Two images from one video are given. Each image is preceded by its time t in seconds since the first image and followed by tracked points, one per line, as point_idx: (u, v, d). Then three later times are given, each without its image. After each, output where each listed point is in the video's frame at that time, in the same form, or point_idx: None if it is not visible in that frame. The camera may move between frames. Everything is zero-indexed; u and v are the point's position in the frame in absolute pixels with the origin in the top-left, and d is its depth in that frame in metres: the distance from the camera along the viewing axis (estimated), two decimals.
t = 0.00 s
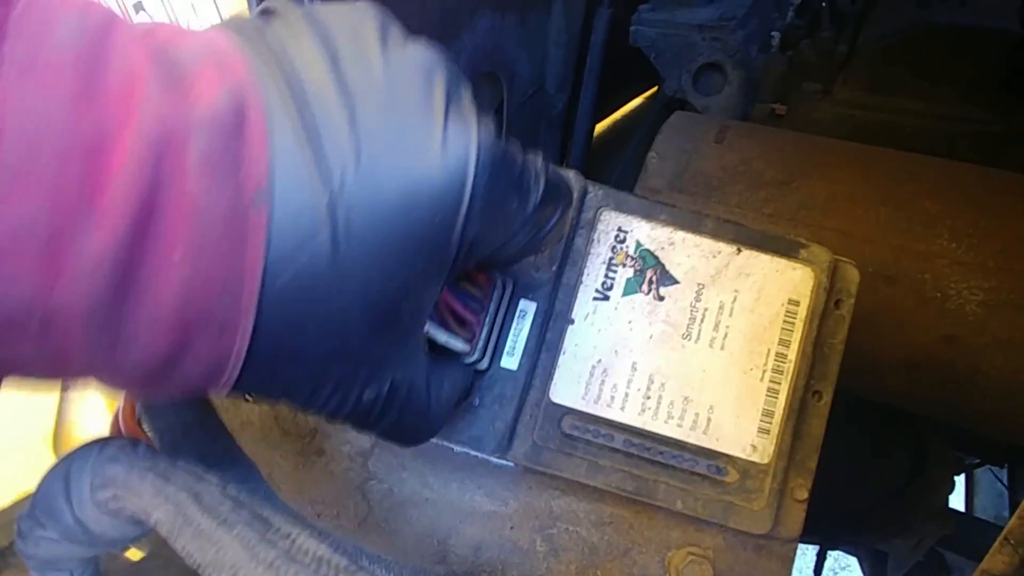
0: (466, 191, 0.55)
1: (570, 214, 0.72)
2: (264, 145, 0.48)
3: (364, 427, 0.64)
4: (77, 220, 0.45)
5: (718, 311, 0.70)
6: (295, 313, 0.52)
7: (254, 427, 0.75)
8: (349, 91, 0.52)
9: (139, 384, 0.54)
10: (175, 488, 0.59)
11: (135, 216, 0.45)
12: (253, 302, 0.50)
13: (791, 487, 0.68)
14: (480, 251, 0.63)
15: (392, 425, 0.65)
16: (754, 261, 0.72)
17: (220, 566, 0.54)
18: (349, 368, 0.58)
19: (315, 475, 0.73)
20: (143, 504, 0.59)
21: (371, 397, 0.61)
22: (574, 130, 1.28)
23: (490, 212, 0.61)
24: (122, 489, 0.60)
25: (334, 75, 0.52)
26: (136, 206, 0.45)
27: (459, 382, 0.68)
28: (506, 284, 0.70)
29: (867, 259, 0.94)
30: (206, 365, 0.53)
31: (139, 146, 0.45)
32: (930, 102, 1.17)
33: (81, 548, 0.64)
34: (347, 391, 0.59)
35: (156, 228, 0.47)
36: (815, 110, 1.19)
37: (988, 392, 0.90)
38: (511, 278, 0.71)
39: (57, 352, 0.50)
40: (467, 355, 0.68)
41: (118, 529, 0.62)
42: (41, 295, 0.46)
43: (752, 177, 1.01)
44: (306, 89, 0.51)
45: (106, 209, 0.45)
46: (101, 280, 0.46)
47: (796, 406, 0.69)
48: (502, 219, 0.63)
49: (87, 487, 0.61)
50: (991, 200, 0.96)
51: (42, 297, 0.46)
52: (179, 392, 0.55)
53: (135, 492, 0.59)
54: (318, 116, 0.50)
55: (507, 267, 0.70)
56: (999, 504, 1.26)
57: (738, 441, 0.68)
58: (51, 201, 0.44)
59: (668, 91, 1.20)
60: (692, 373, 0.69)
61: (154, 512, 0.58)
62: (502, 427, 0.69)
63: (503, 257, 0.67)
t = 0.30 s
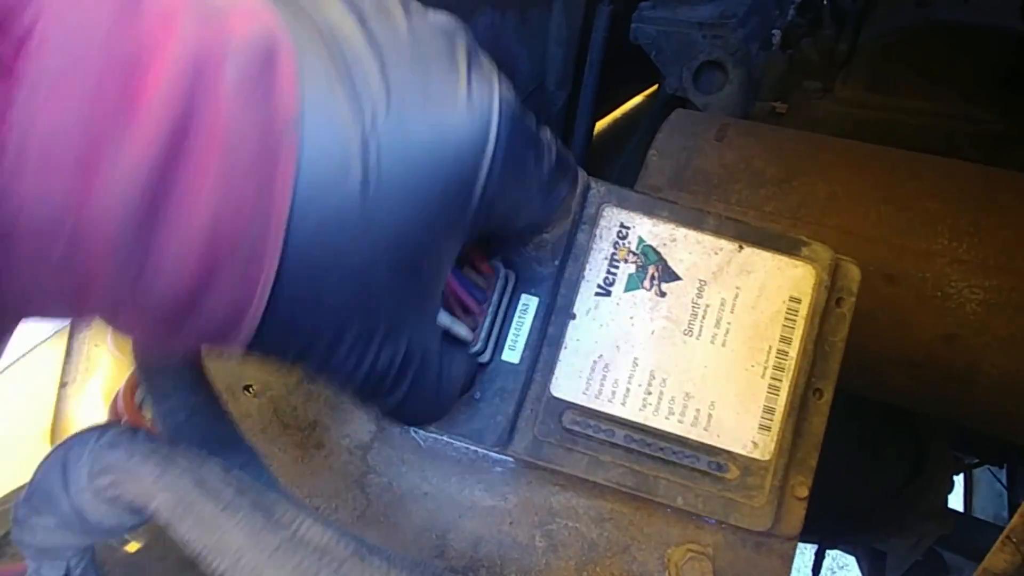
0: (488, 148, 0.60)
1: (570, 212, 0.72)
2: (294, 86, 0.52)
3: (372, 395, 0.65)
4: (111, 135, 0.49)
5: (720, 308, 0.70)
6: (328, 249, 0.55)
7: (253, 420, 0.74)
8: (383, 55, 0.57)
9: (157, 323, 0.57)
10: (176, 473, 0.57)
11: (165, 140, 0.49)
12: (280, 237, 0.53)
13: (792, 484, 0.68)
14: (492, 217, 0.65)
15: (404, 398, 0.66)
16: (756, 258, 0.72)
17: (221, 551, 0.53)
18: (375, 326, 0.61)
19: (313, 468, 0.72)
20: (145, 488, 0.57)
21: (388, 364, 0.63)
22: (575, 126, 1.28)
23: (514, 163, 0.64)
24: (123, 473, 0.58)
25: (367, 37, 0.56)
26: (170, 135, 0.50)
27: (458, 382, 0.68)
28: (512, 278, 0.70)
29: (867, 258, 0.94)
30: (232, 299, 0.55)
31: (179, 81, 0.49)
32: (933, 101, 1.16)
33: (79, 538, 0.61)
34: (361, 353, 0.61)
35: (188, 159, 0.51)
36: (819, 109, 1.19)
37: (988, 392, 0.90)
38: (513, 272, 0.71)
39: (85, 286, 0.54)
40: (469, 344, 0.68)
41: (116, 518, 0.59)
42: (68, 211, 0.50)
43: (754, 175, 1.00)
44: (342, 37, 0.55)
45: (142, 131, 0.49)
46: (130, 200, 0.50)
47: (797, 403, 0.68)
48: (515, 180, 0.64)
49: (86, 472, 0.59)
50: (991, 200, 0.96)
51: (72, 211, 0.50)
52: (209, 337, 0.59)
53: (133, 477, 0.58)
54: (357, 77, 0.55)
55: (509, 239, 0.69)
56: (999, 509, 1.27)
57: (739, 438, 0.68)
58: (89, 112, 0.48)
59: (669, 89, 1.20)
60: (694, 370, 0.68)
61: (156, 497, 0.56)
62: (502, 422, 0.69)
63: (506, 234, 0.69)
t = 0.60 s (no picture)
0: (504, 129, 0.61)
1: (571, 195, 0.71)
2: (319, 56, 0.54)
3: (379, 365, 0.65)
4: (138, 94, 0.49)
5: (720, 304, 0.70)
6: (345, 213, 0.56)
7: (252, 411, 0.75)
8: (403, 23, 0.60)
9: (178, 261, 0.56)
10: (180, 456, 0.57)
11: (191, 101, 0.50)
12: (303, 178, 0.54)
13: (791, 482, 0.67)
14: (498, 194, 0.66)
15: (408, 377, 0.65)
16: (756, 255, 0.71)
17: (231, 534, 0.53)
18: (384, 290, 0.61)
19: (312, 464, 0.72)
20: (147, 473, 0.56)
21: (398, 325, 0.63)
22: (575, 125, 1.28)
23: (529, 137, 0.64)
24: (123, 458, 0.57)
25: (392, 14, 0.59)
26: (194, 93, 0.51)
27: (460, 367, 0.67)
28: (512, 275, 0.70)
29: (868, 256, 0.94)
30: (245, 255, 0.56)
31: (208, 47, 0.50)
32: (934, 100, 1.16)
33: (77, 525, 0.60)
34: (374, 312, 0.61)
35: (209, 121, 0.52)
36: (818, 109, 1.20)
37: (987, 390, 0.90)
38: (512, 266, 0.71)
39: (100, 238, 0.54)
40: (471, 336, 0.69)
41: (116, 504, 0.59)
42: (85, 177, 0.51)
43: (753, 174, 1.00)
44: (369, 20, 0.58)
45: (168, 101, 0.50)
46: (157, 134, 0.50)
47: (797, 401, 0.68)
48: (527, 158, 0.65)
49: (85, 458, 0.58)
50: (989, 199, 0.96)
51: (93, 175, 0.51)
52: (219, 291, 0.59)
53: (134, 461, 0.57)
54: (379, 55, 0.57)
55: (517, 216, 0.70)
56: (997, 505, 1.26)
57: (739, 435, 0.67)
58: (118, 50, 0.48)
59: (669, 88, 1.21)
60: (693, 366, 0.68)
61: (158, 481, 0.56)
62: (502, 418, 0.69)
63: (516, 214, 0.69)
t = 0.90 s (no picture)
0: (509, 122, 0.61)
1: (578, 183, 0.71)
2: (318, 22, 0.54)
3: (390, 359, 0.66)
4: (133, 53, 0.49)
5: (733, 296, 0.69)
6: (352, 208, 0.57)
7: (259, 402, 0.73)
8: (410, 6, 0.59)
9: (183, 260, 0.58)
10: (191, 447, 0.56)
11: (195, 56, 0.50)
12: (307, 171, 0.55)
13: (802, 476, 0.67)
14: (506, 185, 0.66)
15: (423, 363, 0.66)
16: (771, 246, 0.70)
17: (245, 529, 0.52)
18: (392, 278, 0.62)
19: (320, 452, 0.71)
20: (158, 463, 0.56)
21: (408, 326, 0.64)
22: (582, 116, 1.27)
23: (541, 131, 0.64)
24: (135, 447, 0.57)
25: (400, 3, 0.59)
26: (189, 84, 0.51)
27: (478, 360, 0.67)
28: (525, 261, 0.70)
29: (881, 250, 0.93)
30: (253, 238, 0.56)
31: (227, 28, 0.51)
32: (946, 91, 1.15)
33: (87, 514, 0.60)
34: (384, 305, 0.63)
35: (214, 86, 0.52)
36: (825, 102, 1.18)
37: (997, 385, 0.89)
38: (525, 256, 0.70)
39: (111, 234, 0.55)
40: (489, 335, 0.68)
41: (126, 493, 0.59)
42: (93, 127, 0.50)
43: (763, 166, 0.99)
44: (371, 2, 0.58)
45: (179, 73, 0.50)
46: (152, 119, 0.50)
47: (809, 394, 0.68)
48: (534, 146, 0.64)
49: (96, 445, 0.58)
50: (1005, 192, 0.95)
51: (93, 129, 0.50)
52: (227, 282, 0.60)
53: (144, 450, 0.57)
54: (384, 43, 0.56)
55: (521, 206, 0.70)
56: (1008, 501, 1.26)
57: (750, 428, 0.67)
58: (105, 36, 0.48)
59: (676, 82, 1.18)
60: (705, 359, 0.67)
61: (170, 472, 0.56)
62: (512, 408, 0.68)
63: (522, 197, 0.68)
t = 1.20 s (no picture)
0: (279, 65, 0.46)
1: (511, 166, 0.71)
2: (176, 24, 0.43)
3: (302, 396, 0.55)
4: None
5: (732, 301, 0.71)
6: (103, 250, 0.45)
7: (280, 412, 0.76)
8: None
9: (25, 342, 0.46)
10: (223, 455, 0.59)
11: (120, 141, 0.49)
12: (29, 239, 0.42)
13: (802, 473, 0.69)
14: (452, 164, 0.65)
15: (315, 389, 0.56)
16: (770, 251, 0.73)
17: (277, 533, 0.56)
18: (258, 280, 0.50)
19: (337, 459, 0.74)
20: (195, 471, 0.59)
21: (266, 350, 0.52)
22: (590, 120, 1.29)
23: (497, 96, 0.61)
24: (178, 457, 0.59)
25: None
26: None
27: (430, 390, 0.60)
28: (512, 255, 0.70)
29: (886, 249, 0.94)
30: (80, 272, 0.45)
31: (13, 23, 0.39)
32: (955, 87, 1.16)
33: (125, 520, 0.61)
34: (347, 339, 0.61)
35: None
36: (836, 98, 1.19)
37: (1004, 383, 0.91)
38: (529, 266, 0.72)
39: None
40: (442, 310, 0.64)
41: (162, 500, 0.60)
42: None
43: (771, 166, 1.00)
44: None
45: None
46: None
47: (807, 394, 0.70)
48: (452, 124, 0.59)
49: (139, 456, 0.60)
50: (1014, 190, 0.95)
51: None
52: (87, 338, 0.49)
53: (186, 457, 0.59)
54: None
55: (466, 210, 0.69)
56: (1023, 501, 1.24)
57: (751, 428, 0.69)
58: None
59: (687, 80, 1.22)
60: (706, 362, 0.70)
61: (204, 478, 0.59)
62: (518, 414, 0.71)
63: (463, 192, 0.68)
